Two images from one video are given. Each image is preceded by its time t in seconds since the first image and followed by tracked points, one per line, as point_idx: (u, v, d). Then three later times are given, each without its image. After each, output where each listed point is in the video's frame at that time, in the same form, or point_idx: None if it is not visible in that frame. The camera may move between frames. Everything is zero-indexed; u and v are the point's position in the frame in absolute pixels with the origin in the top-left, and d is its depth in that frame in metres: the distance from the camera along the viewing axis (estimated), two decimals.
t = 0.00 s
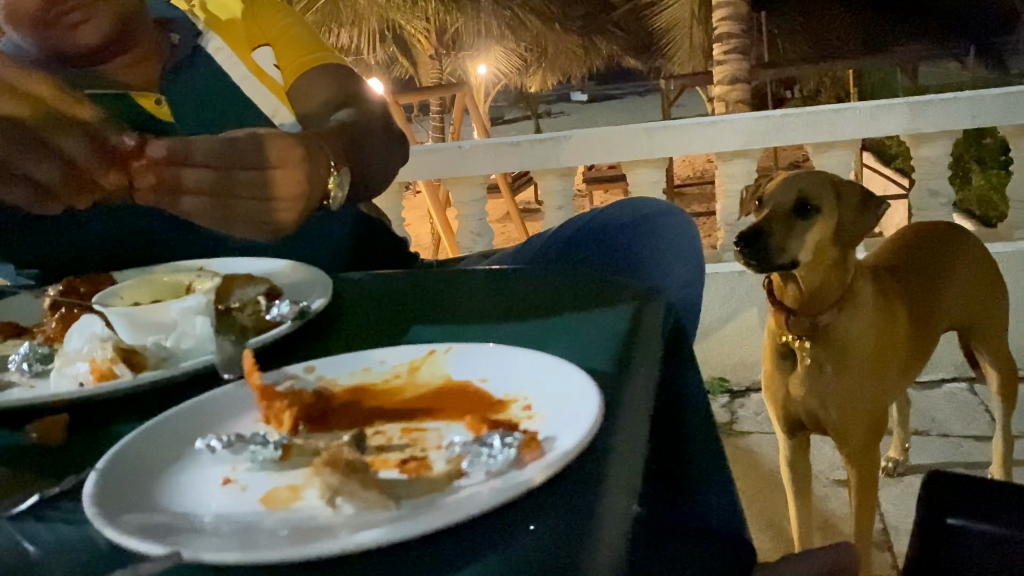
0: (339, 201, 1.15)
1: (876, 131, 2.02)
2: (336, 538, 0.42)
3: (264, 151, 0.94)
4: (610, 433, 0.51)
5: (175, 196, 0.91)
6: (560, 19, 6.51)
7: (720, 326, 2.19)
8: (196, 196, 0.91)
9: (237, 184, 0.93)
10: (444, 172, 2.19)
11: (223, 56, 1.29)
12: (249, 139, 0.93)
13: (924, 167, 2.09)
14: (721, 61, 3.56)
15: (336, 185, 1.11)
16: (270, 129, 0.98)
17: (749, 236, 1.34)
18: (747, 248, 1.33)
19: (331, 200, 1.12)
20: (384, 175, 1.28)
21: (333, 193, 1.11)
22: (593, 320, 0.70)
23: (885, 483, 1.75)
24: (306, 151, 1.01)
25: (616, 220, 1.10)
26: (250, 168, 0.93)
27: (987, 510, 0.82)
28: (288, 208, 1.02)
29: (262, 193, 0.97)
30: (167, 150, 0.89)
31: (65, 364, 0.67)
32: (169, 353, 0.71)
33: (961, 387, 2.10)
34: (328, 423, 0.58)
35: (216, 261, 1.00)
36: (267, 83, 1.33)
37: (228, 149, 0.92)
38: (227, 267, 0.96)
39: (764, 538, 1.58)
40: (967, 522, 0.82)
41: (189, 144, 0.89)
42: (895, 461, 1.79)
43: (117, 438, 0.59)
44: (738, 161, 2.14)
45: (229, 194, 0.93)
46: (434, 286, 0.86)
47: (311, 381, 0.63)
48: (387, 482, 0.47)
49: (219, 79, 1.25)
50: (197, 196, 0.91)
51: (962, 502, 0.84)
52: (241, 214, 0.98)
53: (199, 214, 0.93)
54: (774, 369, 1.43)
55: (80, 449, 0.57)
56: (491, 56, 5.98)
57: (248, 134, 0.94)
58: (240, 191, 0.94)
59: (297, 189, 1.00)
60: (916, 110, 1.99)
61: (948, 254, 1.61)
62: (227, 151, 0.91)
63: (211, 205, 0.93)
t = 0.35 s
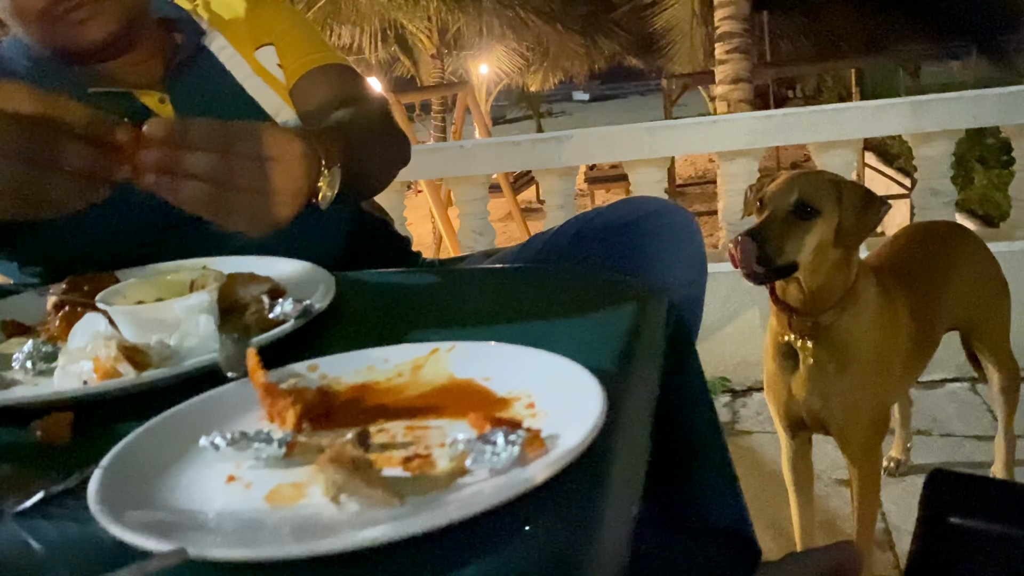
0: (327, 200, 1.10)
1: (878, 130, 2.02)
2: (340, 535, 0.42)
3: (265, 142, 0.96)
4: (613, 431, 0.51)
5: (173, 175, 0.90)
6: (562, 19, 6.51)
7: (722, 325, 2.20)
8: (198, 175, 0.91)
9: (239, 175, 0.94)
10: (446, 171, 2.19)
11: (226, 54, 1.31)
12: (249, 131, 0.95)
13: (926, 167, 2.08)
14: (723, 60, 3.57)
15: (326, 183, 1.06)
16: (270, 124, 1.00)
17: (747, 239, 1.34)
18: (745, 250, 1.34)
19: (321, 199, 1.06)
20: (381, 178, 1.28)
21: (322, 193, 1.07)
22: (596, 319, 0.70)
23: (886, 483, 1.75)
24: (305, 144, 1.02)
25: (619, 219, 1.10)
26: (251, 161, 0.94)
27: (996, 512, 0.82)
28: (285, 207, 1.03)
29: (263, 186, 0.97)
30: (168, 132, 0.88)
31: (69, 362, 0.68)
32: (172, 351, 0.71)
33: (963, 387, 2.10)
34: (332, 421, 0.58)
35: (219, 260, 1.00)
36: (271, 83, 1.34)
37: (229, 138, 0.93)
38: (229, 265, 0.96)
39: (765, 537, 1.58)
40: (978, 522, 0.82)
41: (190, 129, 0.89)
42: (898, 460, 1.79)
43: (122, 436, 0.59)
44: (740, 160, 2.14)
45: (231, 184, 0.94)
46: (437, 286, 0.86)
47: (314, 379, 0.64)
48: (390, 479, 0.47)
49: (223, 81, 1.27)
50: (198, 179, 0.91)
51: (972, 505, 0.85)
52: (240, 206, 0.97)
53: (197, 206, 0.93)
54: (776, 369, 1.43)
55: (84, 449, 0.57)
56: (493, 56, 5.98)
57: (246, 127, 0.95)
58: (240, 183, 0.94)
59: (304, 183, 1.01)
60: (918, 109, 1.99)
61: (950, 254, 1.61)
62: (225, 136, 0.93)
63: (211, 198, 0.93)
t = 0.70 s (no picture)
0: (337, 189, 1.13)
1: (881, 129, 2.02)
2: (343, 535, 0.42)
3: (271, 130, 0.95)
4: (615, 432, 0.51)
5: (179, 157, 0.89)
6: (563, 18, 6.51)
7: (724, 325, 2.19)
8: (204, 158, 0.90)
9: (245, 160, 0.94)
10: (447, 170, 2.19)
11: (229, 53, 1.28)
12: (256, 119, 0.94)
13: (930, 166, 2.08)
14: (725, 59, 3.56)
15: (334, 172, 1.09)
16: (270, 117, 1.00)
17: (752, 236, 1.35)
18: (748, 248, 1.34)
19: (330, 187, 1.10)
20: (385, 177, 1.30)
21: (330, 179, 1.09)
22: (598, 318, 0.69)
23: (889, 483, 1.75)
24: (308, 132, 1.02)
25: (620, 218, 1.10)
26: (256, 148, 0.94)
27: (996, 511, 0.81)
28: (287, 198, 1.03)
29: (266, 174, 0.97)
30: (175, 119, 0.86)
31: (71, 362, 0.68)
32: (173, 351, 0.71)
33: (966, 387, 2.09)
34: (333, 421, 0.58)
35: (220, 259, 1.00)
36: (274, 80, 1.32)
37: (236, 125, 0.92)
38: (230, 264, 0.96)
39: (767, 538, 1.58)
40: (978, 521, 0.81)
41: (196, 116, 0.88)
42: (900, 461, 1.78)
43: (124, 435, 0.59)
44: (742, 159, 2.13)
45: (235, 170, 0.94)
46: (438, 285, 0.85)
47: (316, 378, 0.63)
48: (392, 478, 0.47)
49: (224, 80, 1.27)
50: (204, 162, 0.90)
51: (973, 502, 0.83)
52: (244, 196, 0.97)
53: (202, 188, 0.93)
54: (778, 368, 1.43)
55: (84, 448, 0.57)
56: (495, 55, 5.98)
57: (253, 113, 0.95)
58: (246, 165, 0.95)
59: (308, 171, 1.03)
60: (921, 109, 1.99)
61: (952, 254, 1.61)
62: (234, 125, 0.92)
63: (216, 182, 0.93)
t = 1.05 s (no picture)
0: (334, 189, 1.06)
1: (882, 127, 2.01)
2: (341, 537, 0.42)
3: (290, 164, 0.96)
4: (615, 434, 0.51)
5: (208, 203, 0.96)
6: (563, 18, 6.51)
7: (724, 325, 2.19)
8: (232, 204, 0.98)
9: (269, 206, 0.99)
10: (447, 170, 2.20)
11: (226, 54, 1.28)
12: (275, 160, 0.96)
13: (930, 165, 2.08)
14: (725, 58, 3.56)
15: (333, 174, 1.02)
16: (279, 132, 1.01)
17: (752, 238, 1.35)
18: (749, 250, 1.34)
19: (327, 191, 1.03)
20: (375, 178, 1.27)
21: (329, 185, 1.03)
22: (598, 320, 0.69)
23: (891, 483, 1.75)
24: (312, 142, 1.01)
25: (620, 218, 1.10)
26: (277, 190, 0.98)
27: (999, 510, 0.80)
28: (298, 220, 1.02)
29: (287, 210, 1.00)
30: (199, 180, 0.94)
31: (69, 364, 0.68)
32: (172, 352, 0.71)
33: (967, 387, 2.09)
34: (333, 423, 0.57)
35: (220, 260, 1.00)
36: (270, 81, 1.28)
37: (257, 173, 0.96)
38: (230, 266, 0.96)
39: (768, 538, 1.58)
40: (980, 522, 0.80)
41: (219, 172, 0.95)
42: (901, 461, 1.78)
43: (123, 437, 0.59)
44: (742, 159, 2.13)
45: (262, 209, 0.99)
46: (438, 286, 0.85)
47: (315, 380, 0.63)
48: (390, 480, 0.47)
49: (223, 81, 1.28)
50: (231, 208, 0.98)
51: (975, 502, 0.83)
52: (265, 233, 1.03)
53: (228, 227, 1.00)
54: (779, 368, 1.43)
55: (85, 448, 0.57)
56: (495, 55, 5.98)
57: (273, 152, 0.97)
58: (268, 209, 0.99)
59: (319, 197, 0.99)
60: (922, 108, 1.99)
61: (953, 254, 1.60)
62: (263, 180, 0.96)
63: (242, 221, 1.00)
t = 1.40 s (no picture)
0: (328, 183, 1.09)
1: (880, 127, 2.01)
2: (339, 540, 0.41)
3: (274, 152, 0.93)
4: (614, 436, 0.50)
5: (196, 195, 0.88)
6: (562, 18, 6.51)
7: (724, 325, 2.19)
8: (224, 195, 0.89)
9: (260, 198, 0.92)
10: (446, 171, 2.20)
11: (223, 54, 1.33)
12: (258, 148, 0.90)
13: (929, 165, 2.08)
14: (724, 59, 3.56)
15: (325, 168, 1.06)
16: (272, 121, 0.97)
17: (753, 237, 1.34)
18: (748, 248, 1.33)
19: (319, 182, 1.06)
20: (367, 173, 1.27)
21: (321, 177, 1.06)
22: (596, 321, 0.69)
23: (891, 483, 1.75)
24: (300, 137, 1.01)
25: (619, 219, 1.10)
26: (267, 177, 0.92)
27: (997, 511, 0.80)
28: (293, 212, 1.02)
29: (277, 202, 0.96)
30: (182, 171, 0.85)
31: (67, 366, 0.67)
32: (170, 354, 0.71)
33: (966, 387, 2.09)
34: (331, 424, 0.57)
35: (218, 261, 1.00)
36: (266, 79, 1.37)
37: (243, 162, 0.89)
38: (228, 267, 0.95)
39: (768, 539, 1.58)
40: (979, 522, 0.80)
41: (202, 162, 0.85)
42: (901, 461, 1.78)
43: (121, 439, 0.59)
44: (741, 159, 2.13)
45: (255, 206, 0.92)
46: (435, 288, 0.85)
47: (312, 381, 0.63)
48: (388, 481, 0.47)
49: (220, 82, 1.28)
50: (224, 199, 0.89)
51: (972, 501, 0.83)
52: (260, 226, 0.97)
53: (226, 224, 0.91)
54: (778, 368, 1.43)
55: (82, 452, 0.57)
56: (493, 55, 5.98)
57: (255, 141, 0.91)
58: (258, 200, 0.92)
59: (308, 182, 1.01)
60: (921, 107, 1.99)
61: (953, 254, 1.60)
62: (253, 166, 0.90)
63: (233, 217, 0.91)
